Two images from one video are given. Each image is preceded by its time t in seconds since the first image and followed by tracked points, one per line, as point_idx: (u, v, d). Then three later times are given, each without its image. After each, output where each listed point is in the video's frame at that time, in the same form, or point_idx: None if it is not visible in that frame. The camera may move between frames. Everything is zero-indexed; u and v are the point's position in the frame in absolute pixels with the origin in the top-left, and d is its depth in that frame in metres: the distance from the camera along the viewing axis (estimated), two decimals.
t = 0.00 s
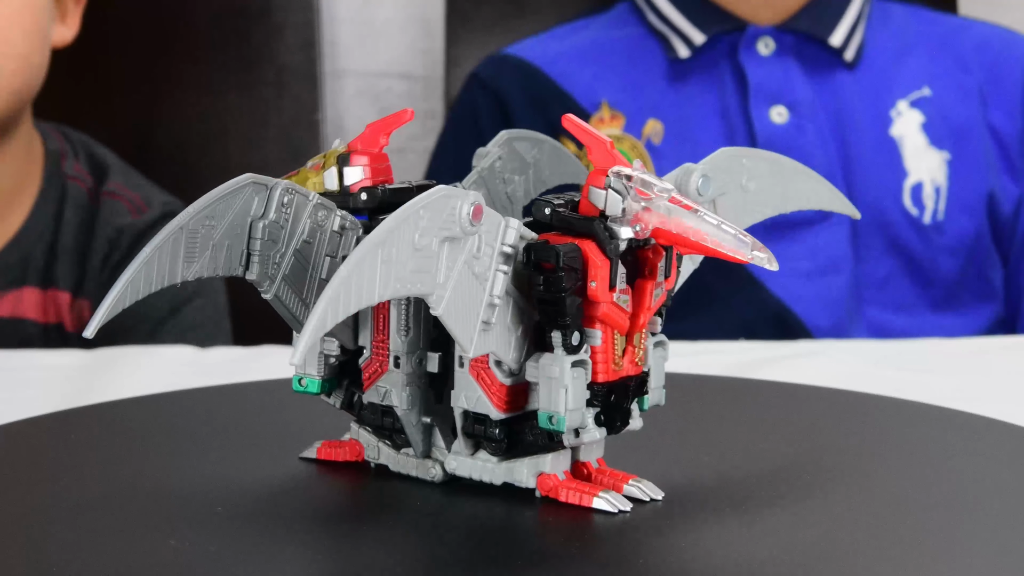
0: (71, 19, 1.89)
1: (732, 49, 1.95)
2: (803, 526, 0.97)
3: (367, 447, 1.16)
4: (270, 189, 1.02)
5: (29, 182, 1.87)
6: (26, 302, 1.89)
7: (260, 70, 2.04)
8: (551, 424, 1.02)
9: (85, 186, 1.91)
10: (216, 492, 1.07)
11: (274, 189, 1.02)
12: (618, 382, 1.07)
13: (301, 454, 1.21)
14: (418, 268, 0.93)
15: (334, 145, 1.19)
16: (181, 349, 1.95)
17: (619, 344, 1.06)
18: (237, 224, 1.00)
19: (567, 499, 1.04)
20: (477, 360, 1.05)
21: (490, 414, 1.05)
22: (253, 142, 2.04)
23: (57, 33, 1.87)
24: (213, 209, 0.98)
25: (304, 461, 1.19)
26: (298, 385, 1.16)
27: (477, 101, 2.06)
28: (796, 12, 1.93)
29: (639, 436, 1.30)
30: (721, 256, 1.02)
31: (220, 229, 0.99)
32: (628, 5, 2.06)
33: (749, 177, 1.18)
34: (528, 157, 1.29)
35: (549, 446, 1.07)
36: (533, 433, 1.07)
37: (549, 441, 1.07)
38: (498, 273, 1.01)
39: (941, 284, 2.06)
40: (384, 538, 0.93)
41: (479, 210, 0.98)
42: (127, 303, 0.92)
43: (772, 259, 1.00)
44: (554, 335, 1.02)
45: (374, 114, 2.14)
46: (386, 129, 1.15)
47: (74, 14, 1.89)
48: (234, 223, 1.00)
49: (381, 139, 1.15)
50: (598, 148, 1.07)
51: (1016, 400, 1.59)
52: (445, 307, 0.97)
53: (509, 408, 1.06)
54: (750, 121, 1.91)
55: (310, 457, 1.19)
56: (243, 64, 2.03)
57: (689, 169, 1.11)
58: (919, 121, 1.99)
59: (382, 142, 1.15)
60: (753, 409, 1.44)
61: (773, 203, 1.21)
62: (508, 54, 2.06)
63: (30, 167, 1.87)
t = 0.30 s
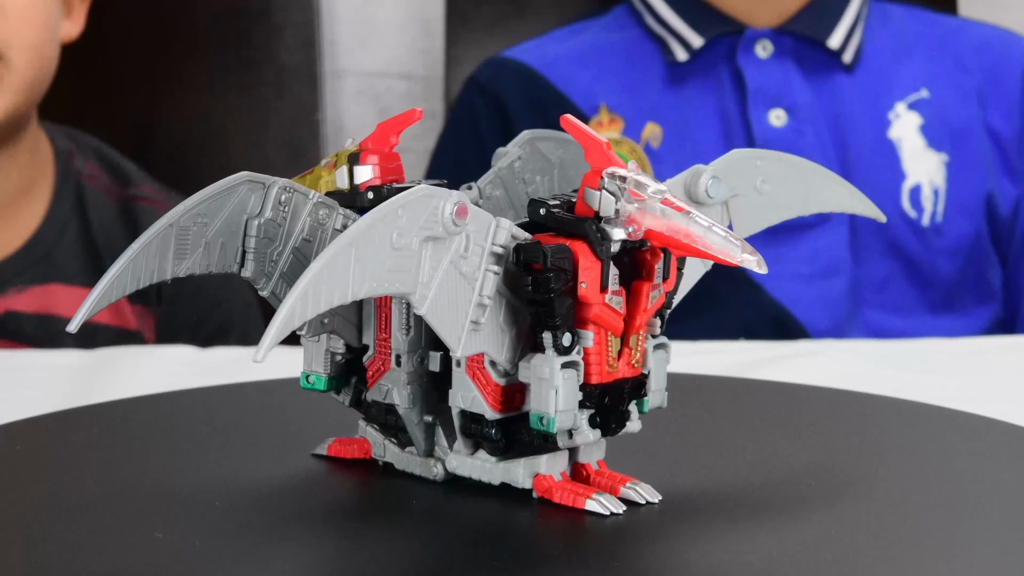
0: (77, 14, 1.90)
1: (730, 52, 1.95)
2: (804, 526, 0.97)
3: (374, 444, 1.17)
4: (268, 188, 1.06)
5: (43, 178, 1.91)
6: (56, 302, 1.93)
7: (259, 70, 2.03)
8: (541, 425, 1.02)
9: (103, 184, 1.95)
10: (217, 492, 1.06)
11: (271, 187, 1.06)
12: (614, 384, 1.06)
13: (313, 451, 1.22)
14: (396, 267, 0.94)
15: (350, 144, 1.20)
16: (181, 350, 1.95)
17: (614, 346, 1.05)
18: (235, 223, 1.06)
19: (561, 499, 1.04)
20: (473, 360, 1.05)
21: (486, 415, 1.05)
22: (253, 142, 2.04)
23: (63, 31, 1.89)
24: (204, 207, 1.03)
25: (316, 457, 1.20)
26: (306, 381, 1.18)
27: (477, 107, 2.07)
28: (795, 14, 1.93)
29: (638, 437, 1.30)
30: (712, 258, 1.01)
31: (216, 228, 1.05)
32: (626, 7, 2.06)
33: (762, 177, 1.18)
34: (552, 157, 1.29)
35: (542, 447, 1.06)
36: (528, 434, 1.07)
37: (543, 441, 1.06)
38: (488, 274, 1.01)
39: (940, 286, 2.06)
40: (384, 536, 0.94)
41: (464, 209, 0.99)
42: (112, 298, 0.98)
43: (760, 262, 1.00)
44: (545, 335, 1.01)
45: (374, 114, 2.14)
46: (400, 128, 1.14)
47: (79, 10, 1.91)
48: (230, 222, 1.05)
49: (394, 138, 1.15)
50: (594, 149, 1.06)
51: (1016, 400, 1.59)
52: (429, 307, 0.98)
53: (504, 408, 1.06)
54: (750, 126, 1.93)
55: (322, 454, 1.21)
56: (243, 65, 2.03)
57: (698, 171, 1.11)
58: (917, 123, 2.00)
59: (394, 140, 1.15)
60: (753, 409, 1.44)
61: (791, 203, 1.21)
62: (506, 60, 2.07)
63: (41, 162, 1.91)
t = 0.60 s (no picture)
0: (76, 16, 1.90)
1: (730, 53, 1.95)
2: (805, 526, 0.97)
3: (383, 442, 1.18)
4: (268, 186, 1.09)
5: (49, 183, 1.91)
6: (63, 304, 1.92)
7: (260, 70, 2.04)
8: (531, 425, 1.01)
9: (108, 187, 1.95)
10: (218, 492, 1.06)
11: (271, 185, 1.09)
12: (606, 387, 1.04)
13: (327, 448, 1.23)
14: (374, 266, 0.93)
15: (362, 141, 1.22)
16: (182, 350, 1.95)
17: (607, 347, 1.04)
18: (232, 219, 1.09)
19: (554, 500, 1.03)
20: (469, 360, 1.06)
21: (481, 414, 1.06)
22: (254, 142, 2.04)
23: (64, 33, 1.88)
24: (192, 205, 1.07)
25: (329, 454, 1.22)
26: (315, 378, 1.20)
27: (475, 108, 2.07)
28: (794, 15, 1.93)
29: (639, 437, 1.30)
30: (701, 259, 1.00)
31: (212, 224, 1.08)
32: (625, 8, 2.06)
33: (776, 181, 1.15)
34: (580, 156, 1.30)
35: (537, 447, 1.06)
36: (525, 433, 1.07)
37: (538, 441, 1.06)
38: (478, 274, 1.01)
39: (941, 286, 2.06)
40: (385, 535, 0.94)
41: (449, 209, 0.98)
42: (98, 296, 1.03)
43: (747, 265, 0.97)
44: (535, 336, 1.01)
45: (374, 115, 2.14)
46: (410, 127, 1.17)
47: (77, 11, 1.90)
48: (227, 218, 1.09)
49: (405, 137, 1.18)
50: (589, 150, 1.05)
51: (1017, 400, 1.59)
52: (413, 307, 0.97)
53: (499, 407, 1.07)
54: (750, 129, 1.93)
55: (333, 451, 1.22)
56: (244, 64, 2.03)
57: (706, 173, 1.11)
58: (917, 123, 2.00)
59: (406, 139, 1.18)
60: (754, 409, 1.44)
61: (814, 207, 1.17)
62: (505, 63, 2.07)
63: (47, 168, 1.91)
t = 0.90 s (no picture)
0: (91, 23, 1.92)
1: (729, 55, 1.96)
2: (805, 527, 0.97)
3: (391, 441, 1.19)
4: (266, 184, 1.16)
5: (59, 190, 1.91)
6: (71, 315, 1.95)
7: (260, 70, 2.03)
8: (521, 425, 1.01)
9: (118, 199, 1.96)
10: (220, 492, 1.06)
11: (271, 182, 1.15)
12: (600, 390, 1.04)
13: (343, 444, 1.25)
14: (355, 265, 0.93)
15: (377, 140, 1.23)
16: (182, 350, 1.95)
17: (600, 348, 1.03)
18: (228, 216, 1.16)
19: (549, 501, 1.03)
20: (465, 361, 1.07)
21: (476, 413, 1.06)
22: (254, 141, 2.04)
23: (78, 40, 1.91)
24: (187, 203, 1.13)
25: (344, 451, 1.22)
26: (325, 376, 1.22)
27: (473, 112, 2.07)
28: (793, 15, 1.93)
29: (640, 437, 1.30)
30: (690, 262, 0.98)
31: (207, 221, 1.15)
32: (622, 11, 2.06)
33: (789, 182, 1.14)
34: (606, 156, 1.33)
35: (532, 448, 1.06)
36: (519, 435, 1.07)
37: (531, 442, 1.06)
38: (469, 274, 1.01)
39: (940, 287, 2.07)
40: (390, 538, 0.93)
41: (435, 208, 0.97)
42: (89, 291, 1.10)
43: (732, 268, 0.95)
44: (526, 336, 1.00)
45: (374, 114, 2.13)
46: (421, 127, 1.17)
47: (94, 19, 1.92)
48: (223, 215, 1.16)
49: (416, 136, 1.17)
50: (584, 151, 1.05)
51: (1017, 399, 1.60)
52: (397, 305, 0.97)
53: (494, 407, 1.07)
54: (748, 128, 1.94)
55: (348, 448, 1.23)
56: (244, 64, 2.02)
57: (715, 172, 1.11)
58: (916, 124, 2.00)
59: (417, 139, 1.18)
60: (754, 409, 1.44)
61: (829, 210, 1.16)
62: (504, 63, 2.07)
63: (57, 175, 1.92)
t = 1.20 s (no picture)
0: (98, 14, 1.91)
1: (727, 54, 1.97)
2: (804, 527, 0.97)
3: (400, 441, 1.20)
4: (269, 182, 1.19)
5: (66, 181, 1.92)
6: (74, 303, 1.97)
7: (260, 70, 2.03)
8: (511, 425, 1.01)
9: (124, 182, 1.97)
10: (221, 492, 1.06)
11: (274, 180, 1.18)
12: (592, 391, 1.03)
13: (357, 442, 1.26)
14: (336, 263, 0.94)
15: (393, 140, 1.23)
16: (181, 350, 1.95)
17: (593, 350, 1.03)
18: (228, 214, 1.20)
19: (542, 502, 1.03)
20: (461, 362, 1.08)
21: (472, 413, 1.07)
22: (254, 142, 2.04)
23: (85, 32, 1.90)
24: (185, 201, 1.18)
25: (358, 449, 1.24)
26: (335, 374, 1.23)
27: (471, 104, 2.05)
28: (791, 15, 1.94)
29: (640, 438, 1.30)
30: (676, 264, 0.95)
31: (205, 218, 1.19)
32: (622, 9, 2.07)
33: (799, 183, 1.13)
34: (629, 155, 1.34)
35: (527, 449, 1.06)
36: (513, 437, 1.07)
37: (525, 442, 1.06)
38: (459, 273, 1.01)
39: (939, 287, 2.07)
40: (392, 537, 0.93)
41: (421, 207, 0.98)
42: (84, 286, 1.14)
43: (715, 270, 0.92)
44: (515, 337, 1.00)
45: (374, 115, 2.13)
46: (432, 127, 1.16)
47: (100, 10, 1.91)
48: (223, 213, 1.20)
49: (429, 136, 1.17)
50: (579, 152, 1.04)
51: (1016, 399, 1.60)
52: (383, 305, 0.98)
53: (490, 407, 1.08)
54: (744, 123, 1.93)
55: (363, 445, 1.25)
56: (244, 64, 2.02)
57: (721, 174, 1.11)
58: (913, 126, 1.99)
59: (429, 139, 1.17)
60: (753, 409, 1.44)
61: (844, 213, 1.15)
62: (501, 59, 2.05)
63: (64, 167, 1.93)
